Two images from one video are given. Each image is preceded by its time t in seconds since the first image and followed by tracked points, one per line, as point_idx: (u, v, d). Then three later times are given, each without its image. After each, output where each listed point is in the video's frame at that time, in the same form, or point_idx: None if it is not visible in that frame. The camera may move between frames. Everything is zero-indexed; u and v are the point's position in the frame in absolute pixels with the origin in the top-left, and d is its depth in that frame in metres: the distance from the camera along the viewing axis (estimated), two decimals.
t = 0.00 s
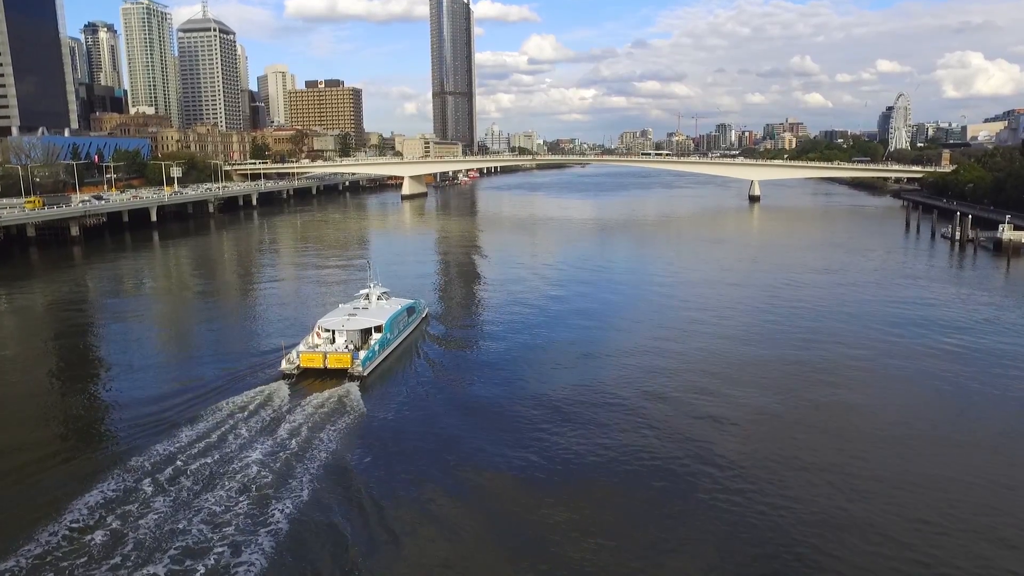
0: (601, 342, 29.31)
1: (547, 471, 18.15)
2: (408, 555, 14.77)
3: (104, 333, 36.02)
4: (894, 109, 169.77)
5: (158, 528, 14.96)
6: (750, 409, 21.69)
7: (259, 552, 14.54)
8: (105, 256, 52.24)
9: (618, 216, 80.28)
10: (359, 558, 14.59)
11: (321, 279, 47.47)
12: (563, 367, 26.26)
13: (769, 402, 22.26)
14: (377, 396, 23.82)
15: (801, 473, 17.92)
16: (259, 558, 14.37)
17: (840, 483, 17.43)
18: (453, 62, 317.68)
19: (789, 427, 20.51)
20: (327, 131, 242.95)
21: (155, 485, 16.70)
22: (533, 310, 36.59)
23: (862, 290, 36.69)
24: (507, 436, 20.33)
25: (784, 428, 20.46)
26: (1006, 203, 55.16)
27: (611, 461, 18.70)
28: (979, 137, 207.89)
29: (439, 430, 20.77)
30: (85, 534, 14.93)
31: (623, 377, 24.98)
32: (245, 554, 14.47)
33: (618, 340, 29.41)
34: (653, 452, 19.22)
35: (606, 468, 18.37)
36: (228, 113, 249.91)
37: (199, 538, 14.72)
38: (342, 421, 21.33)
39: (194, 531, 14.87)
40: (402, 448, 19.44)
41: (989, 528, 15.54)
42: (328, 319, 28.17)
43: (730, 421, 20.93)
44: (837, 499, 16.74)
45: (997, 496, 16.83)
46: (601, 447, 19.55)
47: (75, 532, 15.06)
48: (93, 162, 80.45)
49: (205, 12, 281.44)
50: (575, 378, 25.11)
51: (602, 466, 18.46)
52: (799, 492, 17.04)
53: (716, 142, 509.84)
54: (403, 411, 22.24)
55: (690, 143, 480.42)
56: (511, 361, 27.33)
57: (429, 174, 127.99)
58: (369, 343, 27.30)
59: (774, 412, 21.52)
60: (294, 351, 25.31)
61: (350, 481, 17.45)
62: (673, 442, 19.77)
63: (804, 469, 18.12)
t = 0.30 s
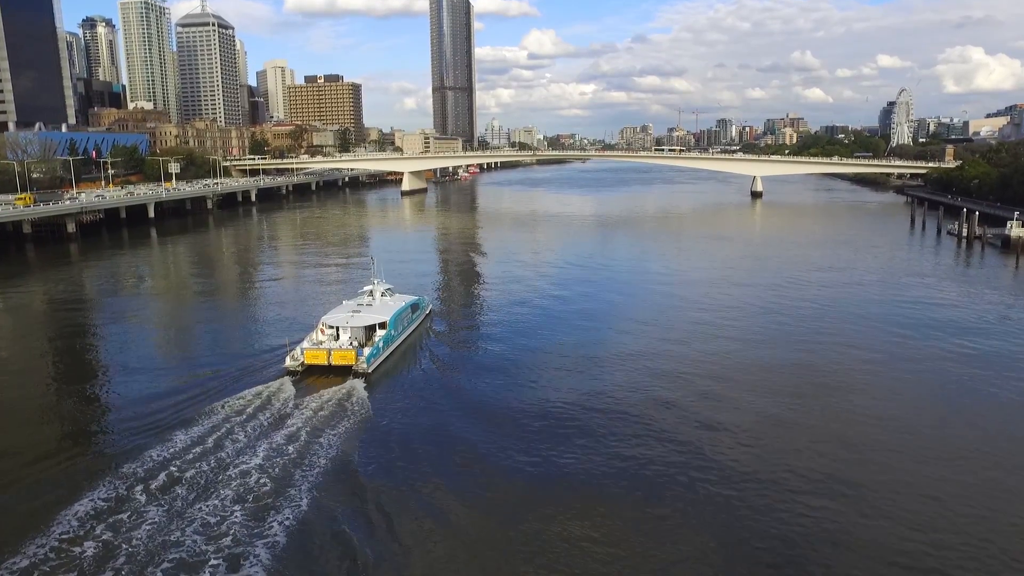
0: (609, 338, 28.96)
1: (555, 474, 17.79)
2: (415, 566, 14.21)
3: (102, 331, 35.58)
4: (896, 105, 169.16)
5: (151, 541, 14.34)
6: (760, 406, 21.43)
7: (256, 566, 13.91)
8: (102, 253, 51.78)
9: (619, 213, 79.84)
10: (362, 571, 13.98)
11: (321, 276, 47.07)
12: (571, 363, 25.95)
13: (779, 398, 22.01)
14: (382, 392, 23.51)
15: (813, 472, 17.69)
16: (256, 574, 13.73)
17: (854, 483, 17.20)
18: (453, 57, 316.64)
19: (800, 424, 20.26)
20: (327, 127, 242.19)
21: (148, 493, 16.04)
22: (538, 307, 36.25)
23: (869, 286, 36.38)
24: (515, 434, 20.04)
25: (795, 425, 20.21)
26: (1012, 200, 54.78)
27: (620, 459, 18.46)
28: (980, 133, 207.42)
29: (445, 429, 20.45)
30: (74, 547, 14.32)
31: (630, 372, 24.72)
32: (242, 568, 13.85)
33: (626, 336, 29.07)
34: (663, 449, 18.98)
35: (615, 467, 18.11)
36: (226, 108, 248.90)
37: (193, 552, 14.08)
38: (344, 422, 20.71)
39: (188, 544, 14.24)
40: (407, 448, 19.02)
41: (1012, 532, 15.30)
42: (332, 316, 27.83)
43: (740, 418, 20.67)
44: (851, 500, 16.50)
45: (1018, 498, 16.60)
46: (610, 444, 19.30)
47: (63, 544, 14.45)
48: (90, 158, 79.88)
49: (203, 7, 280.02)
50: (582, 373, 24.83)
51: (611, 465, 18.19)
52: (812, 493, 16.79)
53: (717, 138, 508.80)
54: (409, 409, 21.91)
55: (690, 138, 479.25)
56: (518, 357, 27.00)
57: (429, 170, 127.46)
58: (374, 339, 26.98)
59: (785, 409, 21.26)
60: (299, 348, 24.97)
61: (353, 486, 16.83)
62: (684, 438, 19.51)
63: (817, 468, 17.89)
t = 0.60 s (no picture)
0: (615, 335, 28.69)
1: (565, 473, 17.54)
2: None
3: (100, 329, 35.22)
4: (898, 100, 168.36)
5: (142, 555, 13.82)
6: (769, 408, 21.24)
7: None
8: (99, 249, 51.31)
9: (619, 208, 79.25)
10: None
11: (321, 272, 46.74)
12: (577, 359, 25.69)
13: (789, 400, 21.83)
14: (386, 390, 23.28)
15: (827, 476, 17.49)
16: None
17: (867, 486, 17.06)
18: (452, 52, 315.74)
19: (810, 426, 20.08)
20: (326, 122, 241.23)
21: (139, 504, 15.53)
22: (542, 303, 35.97)
23: (876, 284, 36.11)
24: (523, 432, 19.82)
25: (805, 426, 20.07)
26: (1018, 196, 54.38)
27: (630, 460, 18.27)
28: (981, 127, 206.40)
29: (450, 426, 20.23)
30: (62, 560, 13.82)
31: (637, 372, 24.52)
32: None
33: (632, 332, 28.81)
34: (674, 450, 18.78)
35: (625, 466, 17.90)
36: (225, 103, 248.01)
37: (187, 566, 13.55)
38: (345, 424, 20.17)
39: (182, 558, 13.71)
40: (412, 448, 18.69)
41: None
42: (336, 312, 27.46)
43: (750, 419, 20.50)
44: (866, 504, 16.29)
45: None
46: (620, 444, 19.12)
47: (52, 557, 13.96)
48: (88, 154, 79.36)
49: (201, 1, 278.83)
50: (589, 372, 24.62)
51: (621, 465, 18.01)
52: (825, 497, 16.61)
53: (717, 133, 507.43)
54: (414, 406, 21.69)
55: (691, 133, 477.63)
56: (523, 354, 26.76)
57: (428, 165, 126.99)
58: (378, 336, 26.71)
59: (794, 411, 21.05)
60: (303, 345, 24.74)
61: (354, 494, 16.33)
62: (695, 440, 19.35)
63: (829, 471, 17.72)
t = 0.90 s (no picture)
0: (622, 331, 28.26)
1: (572, 470, 17.12)
2: None
3: (99, 328, 34.84)
4: (899, 97, 167.55)
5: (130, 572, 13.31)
6: (781, 398, 20.77)
7: None
8: (96, 247, 50.84)
9: (620, 205, 78.71)
10: None
11: (320, 269, 46.28)
12: (584, 356, 25.30)
13: (801, 390, 21.35)
14: (390, 389, 22.90)
15: (843, 466, 17.02)
16: None
17: (884, 477, 16.58)
18: (452, 48, 314.69)
19: (825, 416, 19.60)
20: (325, 118, 240.32)
21: (129, 518, 15.04)
22: (547, 300, 35.51)
23: (884, 278, 35.61)
24: (530, 429, 19.41)
25: (818, 416, 19.61)
26: None
27: (640, 453, 17.84)
28: (984, 124, 205.43)
29: (455, 425, 19.83)
30: None
31: (644, 363, 24.06)
32: None
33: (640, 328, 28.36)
34: (685, 441, 18.33)
35: (634, 461, 17.48)
36: (224, 100, 247.20)
37: None
38: (345, 427, 19.60)
39: None
40: (415, 451, 18.24)
41: None
42: (339, 310, 27.12)
43: (762, 409, 20.04)
44: (883, 496, 15.83)
45: None
46: (629, 438, 18.70)
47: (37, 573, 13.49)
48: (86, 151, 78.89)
49: None
50: (596, 367, 24.20)
51: (630, 459, 17.59)
52: (841, 488, 16.15)
53: (717, 129, 506.10)
54: (418, 405, 21.29)
55: (691, 129, 476.45)
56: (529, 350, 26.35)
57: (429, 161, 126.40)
58: (382, 333, 26.32)
59: (807, 401, 20.58)
60: (306, 343, 24.44)
61: (354, 503, 15.81)
62: (706, 431, 18.90)
63: (845, 461, 17.25)
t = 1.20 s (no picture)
0: (627, 329, 28.06)
1: (580, 476, 16.90)
2: None
3: (97, 326, 34.42)
4: (902, 93, 166.79)
5: None
6: (789, 400, 20.61)
7: None
8: (92, 244, 50.36)
9: (621, 202, 78.23)
10: None
11: (320, 267, 45.94)
12: (590, 354, 25.12)
13: (811, 391, 21.19)
14: (396, 389, 22.70)
15: (853, 470, 16.87)
16: None
17: (896, 480, 16.43)
18: (452, 44, 313.58)
19: (835, 418, 19.44)
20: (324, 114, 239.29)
21: (118, 531, 14.45)
22: (551, 297, 35.30)
23: (890, 277, 35.39)
24: (536, 432, 19.24)
25: (827, 417, 19.47)
26: None
27: (648, 456, 17.68)
28: (986, 121, 204.71)
29: (460, 427, 19.64)
30: None
31: (651, 363, 23.89)
32: None
33: (645, 326, 28.18)
34: (693, 443, 18.19)
35: (642, 465, 17.33)
36: (223, 96, 246.20)
37: None
38: (344, 434, 18.99)
39: None
40: (418, 458, 17.83)
41: None
42: (343, 308, 27.05)
43: (770, 411, 19.91)
44: (896, 500, 15.64)
45: None
46: (637, 440, 18.54)
47: None
48: (83, 147, 78.30)
49: None
50: (603, 364, 24.05)
51: (639, 463, 17.41)
52: (852, 491, 16.00)
53: (717, 125, 504.95)
54: (423, 407, 21.06)
55: (692, 125, 475.42)
56: (534, 348, 26.16)
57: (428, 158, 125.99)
58: (386, 331, 26.20)
59: (816, 402, 20.43)
60: (310, 341, 24.48)
61: (353, 514, 15.33)
62: (716, 433, 18.73)
63: (855, 464, 17.11)
